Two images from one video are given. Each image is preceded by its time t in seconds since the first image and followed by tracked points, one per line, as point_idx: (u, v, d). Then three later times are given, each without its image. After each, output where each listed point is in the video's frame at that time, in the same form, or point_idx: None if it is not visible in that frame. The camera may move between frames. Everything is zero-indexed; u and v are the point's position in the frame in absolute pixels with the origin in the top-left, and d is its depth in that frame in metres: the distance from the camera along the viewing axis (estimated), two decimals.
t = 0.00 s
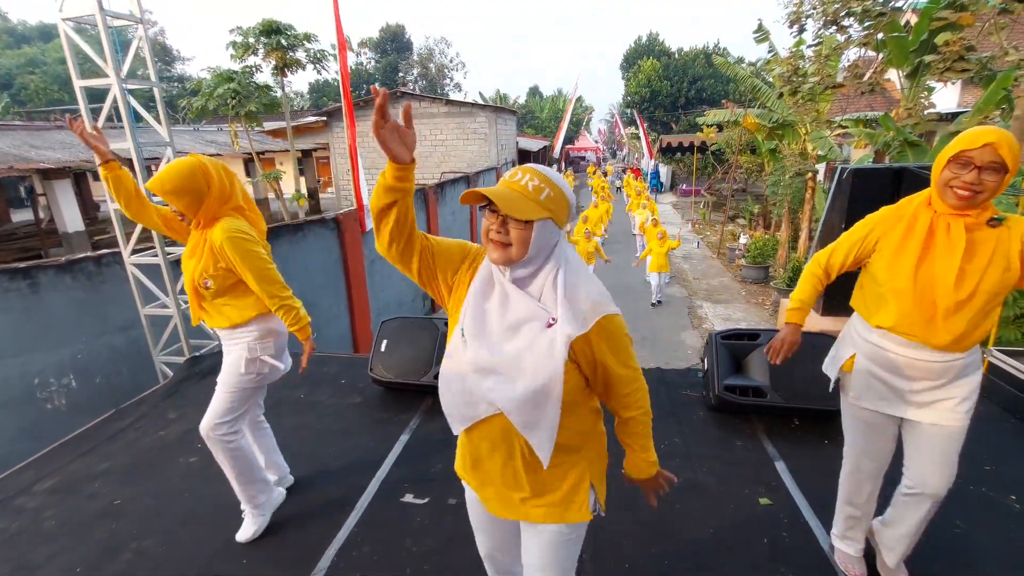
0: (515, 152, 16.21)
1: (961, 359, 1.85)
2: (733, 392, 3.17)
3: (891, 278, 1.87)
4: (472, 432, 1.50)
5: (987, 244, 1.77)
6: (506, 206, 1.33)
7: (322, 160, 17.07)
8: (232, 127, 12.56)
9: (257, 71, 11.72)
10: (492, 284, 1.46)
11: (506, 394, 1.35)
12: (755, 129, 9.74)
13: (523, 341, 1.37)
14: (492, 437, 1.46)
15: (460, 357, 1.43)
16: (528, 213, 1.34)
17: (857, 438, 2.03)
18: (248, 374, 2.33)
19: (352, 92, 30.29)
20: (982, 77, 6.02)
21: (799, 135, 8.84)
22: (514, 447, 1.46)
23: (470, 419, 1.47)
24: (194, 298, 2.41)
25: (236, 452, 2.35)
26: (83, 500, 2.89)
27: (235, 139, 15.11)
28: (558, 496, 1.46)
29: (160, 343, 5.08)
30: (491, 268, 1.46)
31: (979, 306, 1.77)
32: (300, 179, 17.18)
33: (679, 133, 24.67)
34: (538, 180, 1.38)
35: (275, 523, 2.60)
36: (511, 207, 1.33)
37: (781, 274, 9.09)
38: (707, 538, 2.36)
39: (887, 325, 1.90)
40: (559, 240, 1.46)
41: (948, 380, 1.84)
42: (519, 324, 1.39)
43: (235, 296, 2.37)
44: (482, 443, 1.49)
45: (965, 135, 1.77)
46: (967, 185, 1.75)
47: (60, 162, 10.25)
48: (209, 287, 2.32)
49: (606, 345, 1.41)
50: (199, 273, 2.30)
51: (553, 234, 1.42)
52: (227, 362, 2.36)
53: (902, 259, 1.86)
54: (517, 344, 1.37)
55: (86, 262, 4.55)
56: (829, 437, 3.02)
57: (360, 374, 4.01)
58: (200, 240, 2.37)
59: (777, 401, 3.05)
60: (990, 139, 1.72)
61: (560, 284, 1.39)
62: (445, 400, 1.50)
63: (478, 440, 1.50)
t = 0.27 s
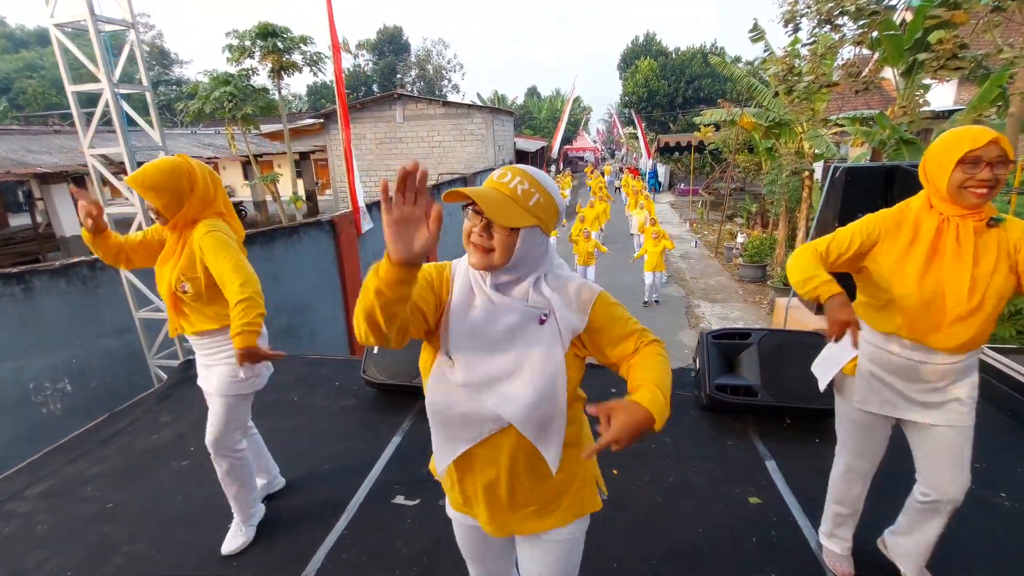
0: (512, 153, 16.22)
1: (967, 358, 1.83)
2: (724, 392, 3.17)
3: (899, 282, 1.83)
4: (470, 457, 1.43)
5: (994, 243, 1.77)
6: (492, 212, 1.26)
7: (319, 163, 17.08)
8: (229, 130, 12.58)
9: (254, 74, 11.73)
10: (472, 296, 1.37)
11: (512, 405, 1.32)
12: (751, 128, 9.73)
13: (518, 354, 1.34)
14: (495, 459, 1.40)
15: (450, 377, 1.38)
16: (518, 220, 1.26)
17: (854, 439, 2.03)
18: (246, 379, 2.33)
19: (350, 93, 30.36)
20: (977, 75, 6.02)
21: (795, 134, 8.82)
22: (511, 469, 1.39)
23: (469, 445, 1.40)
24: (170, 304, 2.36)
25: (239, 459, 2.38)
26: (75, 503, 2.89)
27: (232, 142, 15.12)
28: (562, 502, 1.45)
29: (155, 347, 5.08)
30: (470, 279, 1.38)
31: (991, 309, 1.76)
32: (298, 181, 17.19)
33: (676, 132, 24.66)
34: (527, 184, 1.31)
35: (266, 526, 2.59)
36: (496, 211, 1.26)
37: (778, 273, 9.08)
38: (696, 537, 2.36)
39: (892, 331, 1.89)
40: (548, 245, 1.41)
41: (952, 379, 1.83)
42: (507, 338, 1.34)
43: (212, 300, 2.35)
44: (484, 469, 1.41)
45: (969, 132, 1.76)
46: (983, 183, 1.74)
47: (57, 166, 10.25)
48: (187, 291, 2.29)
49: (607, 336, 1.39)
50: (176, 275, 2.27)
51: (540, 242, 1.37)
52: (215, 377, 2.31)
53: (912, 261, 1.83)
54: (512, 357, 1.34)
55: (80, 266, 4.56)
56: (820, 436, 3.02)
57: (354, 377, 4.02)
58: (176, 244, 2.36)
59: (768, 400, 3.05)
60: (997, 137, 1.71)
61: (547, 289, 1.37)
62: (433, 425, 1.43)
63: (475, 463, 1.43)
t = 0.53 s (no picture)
0: (508, 154, 16.24)
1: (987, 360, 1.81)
2: (712, 392, 3.19)
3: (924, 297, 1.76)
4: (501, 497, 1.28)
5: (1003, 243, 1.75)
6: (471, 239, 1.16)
7: (316, 163, 17.08)
8: (225, 130, 12.59)
9: (249, 75, 11.73)
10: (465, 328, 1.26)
11: (539, 418, 1.22)
12: (745, 129, 9.77)
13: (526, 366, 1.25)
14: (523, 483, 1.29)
15: (463, 421, 1.21)
16: (495, 244, 1.17)
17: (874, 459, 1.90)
18: (244, 390, 2.32)
19: (347, 94, 30.48)
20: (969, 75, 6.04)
21: (789, 135, 8.85)
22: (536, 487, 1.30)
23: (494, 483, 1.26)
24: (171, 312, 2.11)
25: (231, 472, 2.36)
26: (64, 504, 2.90)
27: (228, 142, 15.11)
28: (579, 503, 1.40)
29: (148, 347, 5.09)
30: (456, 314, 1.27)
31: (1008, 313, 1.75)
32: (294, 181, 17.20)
33: (672, 133, 24.74)
34: (510, 207, 1.21)
35: (256, 525, 2.61)
36: (472, 235, 1.16)
37: (772, 273, 9.11)
38: (681, 536, 2.38)
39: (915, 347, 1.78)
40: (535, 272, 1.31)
41: (972, 387, 1.79)
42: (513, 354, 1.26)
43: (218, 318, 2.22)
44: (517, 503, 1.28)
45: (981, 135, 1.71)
46: (989, 187, 1.76)
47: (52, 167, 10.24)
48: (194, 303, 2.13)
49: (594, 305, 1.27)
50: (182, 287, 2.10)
51: (527, 265, 1.26)
52: (206, 395, 2.21)
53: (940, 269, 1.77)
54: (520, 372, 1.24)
55: (72, 267, 4.56)
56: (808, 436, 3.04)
57: (345, 377, 4.02)
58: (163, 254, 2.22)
59: (755, 400, 3.07)
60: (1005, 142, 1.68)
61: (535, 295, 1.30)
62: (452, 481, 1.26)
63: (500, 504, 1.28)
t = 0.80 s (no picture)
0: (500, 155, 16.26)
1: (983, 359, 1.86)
2: (695, 393, 3.22)
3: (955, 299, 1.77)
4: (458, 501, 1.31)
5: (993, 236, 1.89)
6: (410, 243, 1.19)
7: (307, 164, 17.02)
8: (215, 132, 12.52)
9: (239, 76, 11.68)
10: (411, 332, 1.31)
11: (489, 422, 1.21)
12: (734, 131, 9.84)
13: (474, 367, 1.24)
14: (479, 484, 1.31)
15: (410, 427, 1.25)
16: (438, 249, 1.20)
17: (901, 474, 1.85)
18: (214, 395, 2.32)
19: (339, 95, 30.43)
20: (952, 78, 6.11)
21: (776, 137, 8.92)
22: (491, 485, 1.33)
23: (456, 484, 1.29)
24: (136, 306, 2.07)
25: (210, 479, 2.35)
26: (45, 508, 2.88)
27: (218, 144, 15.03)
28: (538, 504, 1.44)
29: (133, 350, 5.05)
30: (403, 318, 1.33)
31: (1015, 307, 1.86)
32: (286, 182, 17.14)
33: (664, 135, 24.86)
34: (451, 208, 1.24)
35: (238, 527, 2.61)
36: (412, 240, 1.19)
37: (761, 274, 9.18)
38: (661, 535, 2.40)
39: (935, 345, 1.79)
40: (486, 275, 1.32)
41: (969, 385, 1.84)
42: (461, 356, 1.26)
43: (184, 314, 2.21)
44: (473, 501, 1.32)
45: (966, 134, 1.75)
46: (985, 185, 1.73)
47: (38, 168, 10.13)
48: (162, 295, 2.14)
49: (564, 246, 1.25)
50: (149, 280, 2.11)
51: (473, 269, 1.27)
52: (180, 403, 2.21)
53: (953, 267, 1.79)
54: (467, 375, 1.23)
55: (56, 270, 4.52)
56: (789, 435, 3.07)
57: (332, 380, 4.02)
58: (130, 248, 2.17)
59: (736, 400, 3.10)
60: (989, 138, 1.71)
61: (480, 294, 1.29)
62: (404, 485, 1.31)
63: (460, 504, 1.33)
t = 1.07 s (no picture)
0: (486, 156, 16.27)
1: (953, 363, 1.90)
2: (675, 392, 3.26)
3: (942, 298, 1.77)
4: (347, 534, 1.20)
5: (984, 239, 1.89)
6: (318, 246, 1.14)
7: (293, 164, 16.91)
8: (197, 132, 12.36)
9: (222, 75, 11.55)
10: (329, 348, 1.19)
11: (381, 470, 1.09)
12: (718, 132, 9.95)
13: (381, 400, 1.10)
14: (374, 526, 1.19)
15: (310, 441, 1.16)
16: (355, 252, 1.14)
17: (889, 480, 1.87)
18: (166, 408, 2.27)
19: (325, 94, 30.22)
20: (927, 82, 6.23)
21: (758, 138, 9.03)
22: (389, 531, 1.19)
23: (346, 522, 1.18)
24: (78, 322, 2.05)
25: (174, 485, 2.33)
26: (18, 515, 2.82)
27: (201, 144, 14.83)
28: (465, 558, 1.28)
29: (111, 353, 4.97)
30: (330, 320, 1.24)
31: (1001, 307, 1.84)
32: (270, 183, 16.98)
33: (649, 136, 25.05)
34: (369, 206, 1.17)
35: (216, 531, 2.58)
36: (330, 247, 1.14)
37: (744, 273, 9.30)
38: (641, 535, 2.42)
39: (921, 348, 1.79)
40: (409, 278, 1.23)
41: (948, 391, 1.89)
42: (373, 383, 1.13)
43: (129, 335, 2.14)
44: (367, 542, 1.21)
45: (952, 136, 1.77)
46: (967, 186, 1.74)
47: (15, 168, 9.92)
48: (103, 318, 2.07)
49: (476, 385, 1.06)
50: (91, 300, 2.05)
51: (395, 273, 1.20)
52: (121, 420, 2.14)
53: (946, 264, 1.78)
54: (373, 405, 1.10)
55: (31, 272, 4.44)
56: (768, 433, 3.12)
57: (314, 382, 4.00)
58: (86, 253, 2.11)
59: (716, 399, 3.14)
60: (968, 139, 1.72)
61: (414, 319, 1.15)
62: (291, 501, 1.21)
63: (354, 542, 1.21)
